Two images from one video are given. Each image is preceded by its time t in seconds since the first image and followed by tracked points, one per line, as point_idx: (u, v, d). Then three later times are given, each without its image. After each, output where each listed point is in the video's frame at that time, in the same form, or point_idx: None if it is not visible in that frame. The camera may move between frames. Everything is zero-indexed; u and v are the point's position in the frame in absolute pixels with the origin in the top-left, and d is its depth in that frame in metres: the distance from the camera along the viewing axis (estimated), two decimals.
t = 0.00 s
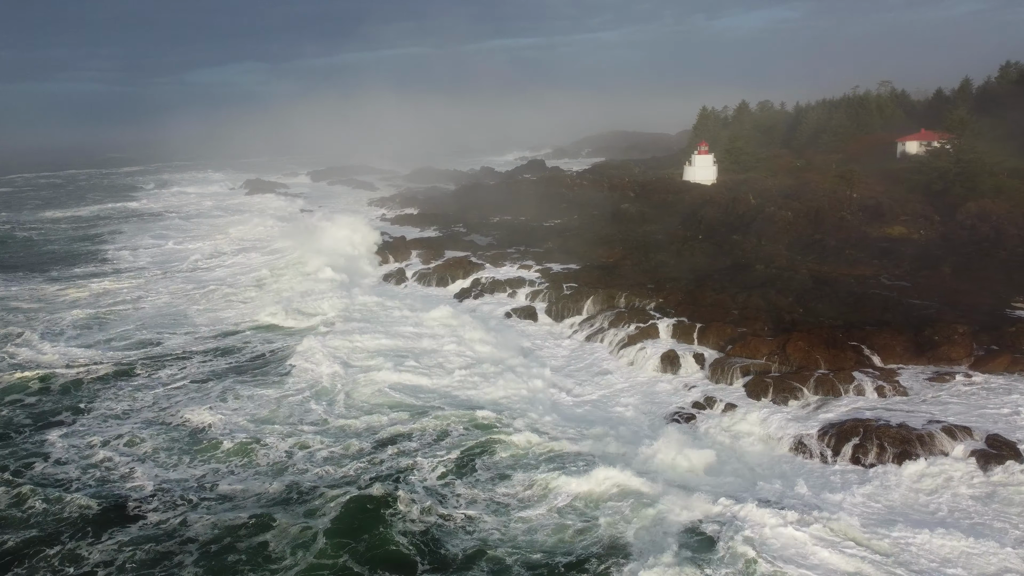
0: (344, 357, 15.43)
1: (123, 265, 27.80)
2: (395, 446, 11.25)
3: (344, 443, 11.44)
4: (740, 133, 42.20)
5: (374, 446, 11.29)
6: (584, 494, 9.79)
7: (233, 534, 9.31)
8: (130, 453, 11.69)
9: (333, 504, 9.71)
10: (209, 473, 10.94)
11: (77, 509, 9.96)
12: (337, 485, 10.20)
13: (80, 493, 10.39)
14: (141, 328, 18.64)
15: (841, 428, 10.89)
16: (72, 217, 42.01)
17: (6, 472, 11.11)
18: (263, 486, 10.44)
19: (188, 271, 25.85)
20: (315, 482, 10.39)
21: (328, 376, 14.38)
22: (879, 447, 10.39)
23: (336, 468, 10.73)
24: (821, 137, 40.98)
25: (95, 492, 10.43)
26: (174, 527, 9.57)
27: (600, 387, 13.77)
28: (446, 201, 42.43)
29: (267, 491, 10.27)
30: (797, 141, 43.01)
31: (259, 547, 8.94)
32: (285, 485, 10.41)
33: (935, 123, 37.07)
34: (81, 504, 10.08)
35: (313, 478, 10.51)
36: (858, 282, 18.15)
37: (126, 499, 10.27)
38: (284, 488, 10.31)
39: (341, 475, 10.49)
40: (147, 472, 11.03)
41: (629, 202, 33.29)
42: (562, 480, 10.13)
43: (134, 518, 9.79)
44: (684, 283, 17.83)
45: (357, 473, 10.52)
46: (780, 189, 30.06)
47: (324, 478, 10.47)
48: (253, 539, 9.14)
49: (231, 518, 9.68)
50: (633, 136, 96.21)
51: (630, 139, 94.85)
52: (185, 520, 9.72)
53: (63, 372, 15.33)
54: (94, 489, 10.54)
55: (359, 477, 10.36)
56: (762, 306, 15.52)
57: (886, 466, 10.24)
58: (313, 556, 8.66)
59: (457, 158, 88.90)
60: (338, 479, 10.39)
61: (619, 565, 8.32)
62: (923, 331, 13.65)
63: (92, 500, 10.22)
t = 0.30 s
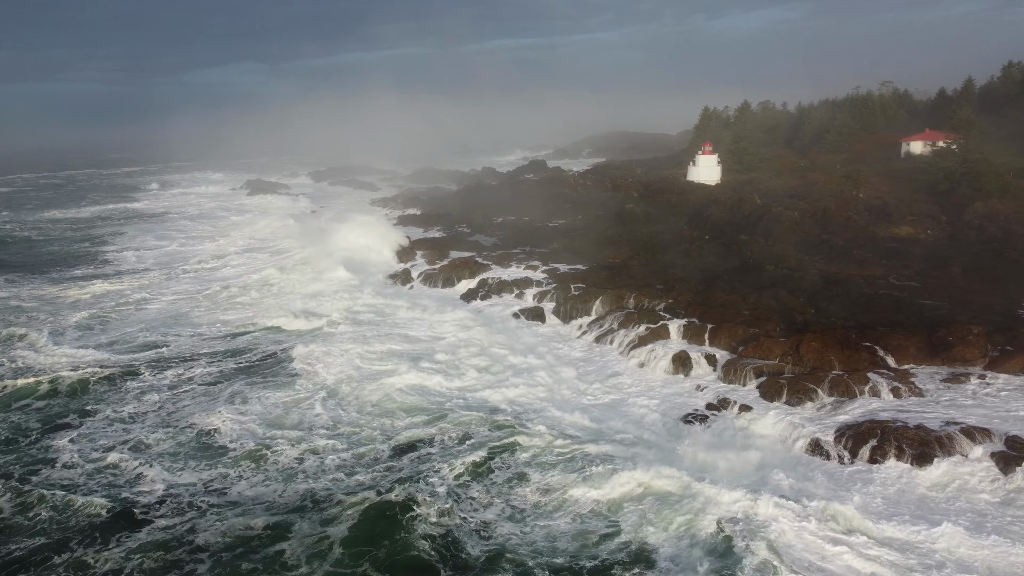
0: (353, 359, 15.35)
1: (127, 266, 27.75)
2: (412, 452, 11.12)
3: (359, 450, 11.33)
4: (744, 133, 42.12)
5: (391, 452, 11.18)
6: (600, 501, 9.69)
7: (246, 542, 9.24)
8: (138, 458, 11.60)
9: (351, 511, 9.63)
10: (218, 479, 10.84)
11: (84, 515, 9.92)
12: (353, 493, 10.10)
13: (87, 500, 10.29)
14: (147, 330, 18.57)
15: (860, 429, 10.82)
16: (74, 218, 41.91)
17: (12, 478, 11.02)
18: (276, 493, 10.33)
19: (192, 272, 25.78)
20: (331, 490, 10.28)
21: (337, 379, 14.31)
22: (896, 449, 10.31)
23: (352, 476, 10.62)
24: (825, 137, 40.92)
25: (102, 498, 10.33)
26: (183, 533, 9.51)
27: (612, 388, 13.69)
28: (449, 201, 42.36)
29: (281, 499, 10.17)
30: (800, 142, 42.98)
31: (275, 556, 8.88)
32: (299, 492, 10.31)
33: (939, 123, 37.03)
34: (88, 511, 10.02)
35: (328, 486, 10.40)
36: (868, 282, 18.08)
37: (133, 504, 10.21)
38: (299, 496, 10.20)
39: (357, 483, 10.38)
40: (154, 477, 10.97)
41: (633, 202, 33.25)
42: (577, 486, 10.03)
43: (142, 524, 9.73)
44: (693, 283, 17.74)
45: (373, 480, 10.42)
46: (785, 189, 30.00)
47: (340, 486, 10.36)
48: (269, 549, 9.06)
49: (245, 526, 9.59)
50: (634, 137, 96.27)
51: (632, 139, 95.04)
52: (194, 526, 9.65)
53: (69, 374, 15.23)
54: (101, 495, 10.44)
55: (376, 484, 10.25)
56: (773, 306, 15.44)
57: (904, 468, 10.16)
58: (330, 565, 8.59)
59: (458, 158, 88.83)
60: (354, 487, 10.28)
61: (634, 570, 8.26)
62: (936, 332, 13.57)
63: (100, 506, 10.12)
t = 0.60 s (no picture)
0: (360, 361, 15.23)
1: (129, 267, 27.62)
2: (427, 460, 10.97)
3: (372, 458, 11.19)
4: (747, 132, 41.99)
5: (406, 460, 11.03)
6: (613, 504, 9.57)
7: (259, 551, 9.15)
8: (142, 463, 11.48)
9: (367, 520, 9.52)
10: (226, 485, 10.74)
11: (91, 522, 9.84)
12: (369, 501, 9.98)
13: (92, 507, 10.18)
14: (151, 331, 18.46)
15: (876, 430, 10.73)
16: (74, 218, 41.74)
17: (16, 485, 10.90)
18: (286, 501, 10.21)
19: (195, 273, 25.65)
20: (345, 498, 10.15)
21: (346, 382, 14.20)
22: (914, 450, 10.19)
23: (366, 484, 10.49)
24: (828, 137, 40.83)
25: (108, 505, 10.22)
26: (191, 541, 9.43)
27: (622, 389, 13.59)
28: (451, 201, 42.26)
29: (292, 508, 10.05)
30: (803, 142, 42.91)
31: (290, 566, 8.80)
32: (311, 501, 10.19)
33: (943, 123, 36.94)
34: (94, 518, 9.94)
35: (342, 495, 10.26)
36: (878, 282, 17.97)
37: (139, 511, 10.12)
38: (311, 503, 10.09)
39: (371, 491, 10.25)
40: (160, 483, 10.87)
41: (637, 202, 33.18)
42: (591, 489, 9.95)
43: (149, 531, 9.65)
44: (702, 283, 17.63)
45: (388, 488, 10.30)
46: (789, 189, 29.90)
47: (354, 494, 10.24)
48: (284, 558, 8.97)
49: (256, 534, 9.48)
50: (635, 137, 96.19)
51: (633, 138, 94.91)
52: (202, 534, 9.56)
53: (73, 376, 15.11)
54: (107, 502, 10.32)
55: (390, 492, 10.12)
56: (784, 307, 15.35)
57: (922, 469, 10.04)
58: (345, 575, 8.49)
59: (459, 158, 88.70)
60: (369, 495, 10.16)
61: None
62: (950, 333, 13.47)
63: (106, 514, 10.01)
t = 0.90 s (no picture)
0: (370, 364, 15.16)
1: (131, 268, 27.50)
2: (441, 467, 10.86)
3: (383, 465, 11.09)
4: (749, 133, 41.96)
5: (420, 467, 10.93)
6: (628, 506, 9.51)
7: (271, 560, 9.08)
8: (147, 468, 11.39)
9: (381, 530, 9.43)
10: (233, 491, 10.66)
11: (98, 531, 9.76)
12: (383, 511, 9.88)
13: (98, 515, 10.10)
14: (155, 333, 18.35)
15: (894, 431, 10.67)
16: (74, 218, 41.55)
17: (21, 492, 10.81)
18: (296, 508, 10.13)
19: (198, 274, 25.54)
20: (357, 507, 10.06)
21: (356, 385, 14.13)
22: (932, 451, 10.10)
23: (378, 492, 10.39)
24: (830, 137, 40.78)
25: (115, 513, 10.14)
26: (200, 549, 9.34)
27: (635, 390, 13.52)
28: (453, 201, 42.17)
29: (302, 516, 9.97)
30: (806, 142, 42.86)
31: None
32: (322, 508, 10.10)
33: (947, 123, 36.92)
34: (101, 526, 9.86)
35: (354, 503, 10.16)
36: (887, 282, 17.89)
37: (147, 519, 10.04)
38: (323, 512, 10.00)
39: (384, 500, 10.15)
40: (168, 489, 10.78)
41: (641, 202, 33.12)
42: (604, 492, 9.88)
43: (157, 539, 9.57)
44: (711, 284, 17.55)
45: (401, 497, 10.19)
46: (794, 189, 29.83)
47: (366, 503, 10.14)
48: (297, 568, 8.90)
49: (266, 544, 9.39)
50: (635, 138, 96.24)
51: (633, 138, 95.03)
52: (212, 541, 9.48)
53: (79, 380, 15.01)
54: (113, 509, 10.24)
55: (404, 502, 10.02)
56: (796, 307, 15.27)
57: (940, 470, 9.93)
58: None
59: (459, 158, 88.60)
60: (383, 505, 10.05)
61: None
62: (963, 333, 13.40)
63: (113, 523, 9.94)
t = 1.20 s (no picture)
0: (379, 368, 15.07)
1: (133, 269, 27.36)
2: (453, 475, 10.76)
3: (395, 472, 10.99)
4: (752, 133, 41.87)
5: (432, 474, 10.84)
6: (642, 510, 9.41)
7: (282, 570, 8.99)
8: (151, 474, 11.28)
9: (394, 541, 9.35)
10: (240, 497, 10.57)
11: (105, 540, 9.66)
12: (396, 521, 9.79)
13: (105, 524, 10.00)
14: (160, 335, 18.22)
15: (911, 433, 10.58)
16: (73, 219, 41.32)
17: (25, 499, 10.71)
18: (305, 516, 10.04)
19: (201, 276, 25.39)
20: (369, 515, 9.96)
21: (365, 388, 14.03)
22: (950, 453, 10.02)
23: (390, 499, 10.30)
24: (834, 137, 40.69)
25: (120, 521, 10.05)
26: (209, 558, 9.25)
27: (646, 389, 13.40)
28: (455, 201, 42.03)
29: (313, 523, 9.88)
30: (808, 141, 42.78)
31: None
32: (333, 516, 10.01)
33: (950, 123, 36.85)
34: (108, 535, 9.76)
35: (366, 511, 10.07)
36: (896, 283, 17.81)
37: (154, 526, 9.93)
38: (334, 519, 9.92)
39: (397, 508, 10.06)
40: (174, 495, 10.67)
41: (645, 201, 33.03)
42: (617, 496, 9.79)
43: (165, 548, 9.48)
44: (720, 284, 17.45)
45: (414, 505, 10.10)
46: (799, 189, 29.74)
47: (378, 511, 10.05)
48: None
49: (276, 553, 9.30)
50: (635, 138, 96.21)
51: (633, 138, 94.91)
52: (221, 550, 9.38)
53: (84, 384, 14.88)
54: (118, 517, 10.15)
55: (417, 511, 9.94)
56: (806, 307, 15.19)
57: (958, 472, 9.85)
58: None
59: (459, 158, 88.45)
60: (396, 514, 9.96)
61: None
62: (976, 334, 13.33)
63: (118, 531, 9.85)
